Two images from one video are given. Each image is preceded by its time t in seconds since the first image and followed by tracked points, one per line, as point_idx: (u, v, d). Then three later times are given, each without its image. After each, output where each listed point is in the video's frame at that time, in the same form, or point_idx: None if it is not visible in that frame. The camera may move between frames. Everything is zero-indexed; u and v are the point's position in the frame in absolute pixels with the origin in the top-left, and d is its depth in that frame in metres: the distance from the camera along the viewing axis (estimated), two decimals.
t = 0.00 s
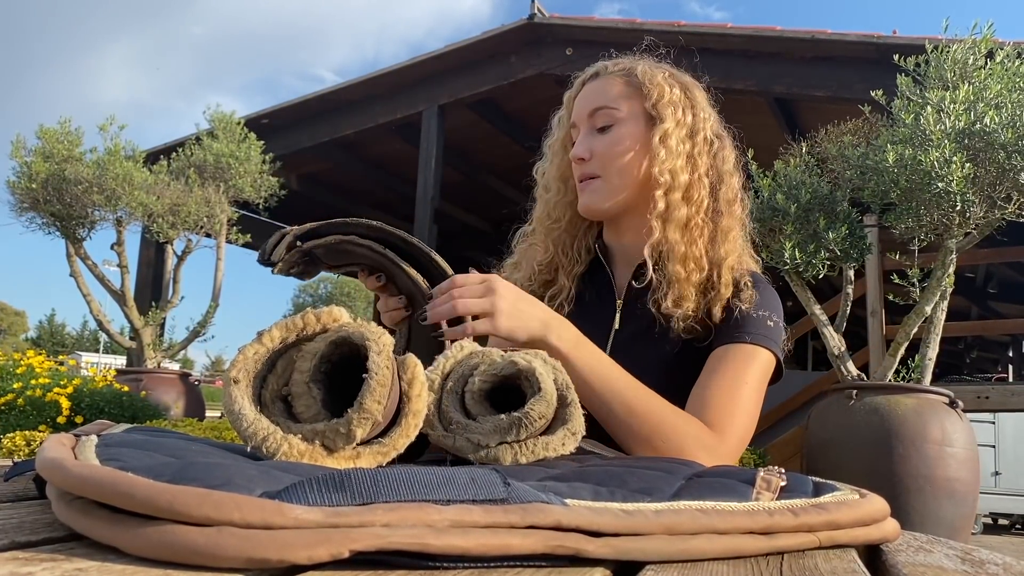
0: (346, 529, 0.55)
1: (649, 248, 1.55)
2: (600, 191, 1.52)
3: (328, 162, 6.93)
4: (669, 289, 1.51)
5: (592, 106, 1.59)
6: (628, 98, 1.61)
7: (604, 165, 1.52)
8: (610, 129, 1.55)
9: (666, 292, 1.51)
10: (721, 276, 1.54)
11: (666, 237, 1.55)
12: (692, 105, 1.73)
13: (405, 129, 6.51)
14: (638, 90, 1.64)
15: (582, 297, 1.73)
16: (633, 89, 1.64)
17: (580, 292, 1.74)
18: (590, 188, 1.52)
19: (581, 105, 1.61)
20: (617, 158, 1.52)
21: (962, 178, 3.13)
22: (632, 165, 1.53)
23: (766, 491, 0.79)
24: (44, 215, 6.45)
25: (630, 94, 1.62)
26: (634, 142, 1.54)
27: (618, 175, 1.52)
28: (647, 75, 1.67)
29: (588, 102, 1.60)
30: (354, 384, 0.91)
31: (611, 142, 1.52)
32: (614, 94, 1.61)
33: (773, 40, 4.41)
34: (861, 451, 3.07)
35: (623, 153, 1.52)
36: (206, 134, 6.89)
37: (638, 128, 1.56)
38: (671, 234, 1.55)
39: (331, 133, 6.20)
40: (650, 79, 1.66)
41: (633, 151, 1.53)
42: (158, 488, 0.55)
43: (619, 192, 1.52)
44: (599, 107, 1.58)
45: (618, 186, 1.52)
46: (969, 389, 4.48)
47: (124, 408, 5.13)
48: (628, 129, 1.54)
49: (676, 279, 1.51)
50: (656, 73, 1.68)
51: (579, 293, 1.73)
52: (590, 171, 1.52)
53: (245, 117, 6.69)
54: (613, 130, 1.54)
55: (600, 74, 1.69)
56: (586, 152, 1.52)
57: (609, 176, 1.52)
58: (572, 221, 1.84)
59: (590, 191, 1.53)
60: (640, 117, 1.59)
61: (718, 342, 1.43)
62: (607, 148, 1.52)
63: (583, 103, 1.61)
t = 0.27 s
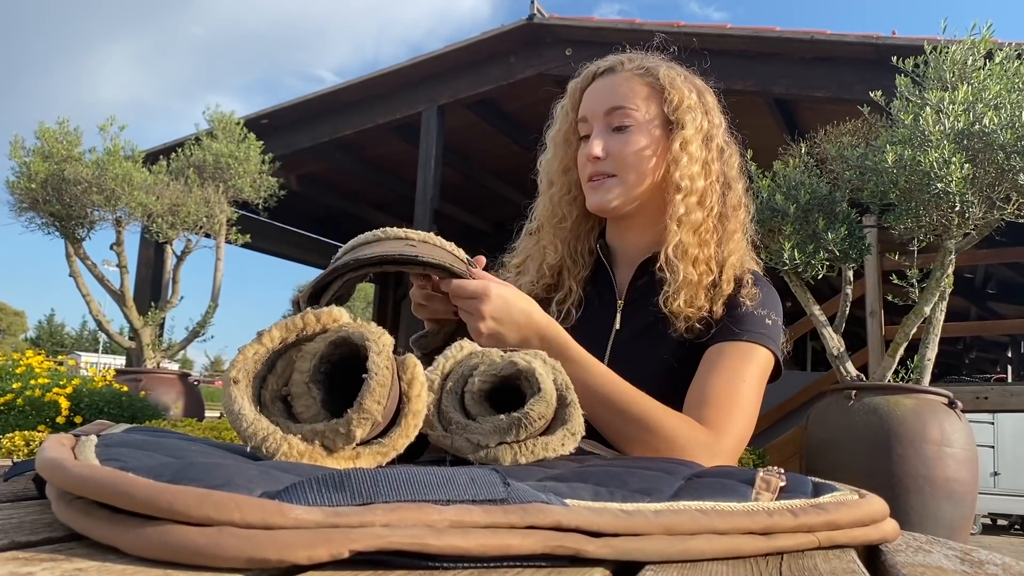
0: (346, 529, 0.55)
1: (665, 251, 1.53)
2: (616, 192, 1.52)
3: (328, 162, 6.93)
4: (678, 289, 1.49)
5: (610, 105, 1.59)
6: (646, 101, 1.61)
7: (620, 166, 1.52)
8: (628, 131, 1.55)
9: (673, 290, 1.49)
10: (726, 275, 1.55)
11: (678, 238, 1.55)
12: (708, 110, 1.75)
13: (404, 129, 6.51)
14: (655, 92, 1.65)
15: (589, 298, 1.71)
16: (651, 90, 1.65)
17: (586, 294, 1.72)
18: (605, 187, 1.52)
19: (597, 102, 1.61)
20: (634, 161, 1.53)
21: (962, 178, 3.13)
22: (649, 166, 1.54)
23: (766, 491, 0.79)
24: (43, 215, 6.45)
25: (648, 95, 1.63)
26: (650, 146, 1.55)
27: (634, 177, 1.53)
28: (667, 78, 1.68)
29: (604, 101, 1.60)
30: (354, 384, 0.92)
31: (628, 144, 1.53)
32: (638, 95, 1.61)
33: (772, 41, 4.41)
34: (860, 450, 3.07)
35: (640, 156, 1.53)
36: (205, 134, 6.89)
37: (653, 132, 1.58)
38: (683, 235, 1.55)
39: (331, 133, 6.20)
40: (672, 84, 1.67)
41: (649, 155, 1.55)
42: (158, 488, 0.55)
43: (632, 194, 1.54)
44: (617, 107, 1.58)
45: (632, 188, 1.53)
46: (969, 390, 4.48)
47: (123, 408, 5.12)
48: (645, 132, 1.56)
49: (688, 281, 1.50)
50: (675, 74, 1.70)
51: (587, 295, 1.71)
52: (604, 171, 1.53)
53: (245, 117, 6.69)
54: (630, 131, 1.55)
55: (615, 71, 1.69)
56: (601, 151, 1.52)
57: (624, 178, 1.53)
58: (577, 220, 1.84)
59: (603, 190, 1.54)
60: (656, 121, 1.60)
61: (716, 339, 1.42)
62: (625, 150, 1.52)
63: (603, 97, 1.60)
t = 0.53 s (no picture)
0: (345, 529, 0.55)
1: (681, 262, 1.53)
2: (643, 197, 1.50)
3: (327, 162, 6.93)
4: (693, 297, 1.48)
5: (654, 104, 1.52)
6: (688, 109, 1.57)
7: (654, 170, 1.49)
8: (667, 133, 1.50)
9: (687, 296, 1.47)
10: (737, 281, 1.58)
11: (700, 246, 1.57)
12: (735, 118, 1.78)
13: (404, 129, 6.51)
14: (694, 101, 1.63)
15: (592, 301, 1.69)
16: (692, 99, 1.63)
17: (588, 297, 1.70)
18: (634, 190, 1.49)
19: (637, 97, 1.53)
20: (669, 167, 1.50)
21: (961, 179, 3.13)
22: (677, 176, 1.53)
23: (765, 491, 0.79)
24: (42, 215, 6.45)
25: (688, 101, 1.59)
26: (684, 155, 1.53)
27: (663, 183, 1.51)
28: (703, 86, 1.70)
29: (648, 98, 1.53)
30: (354, 383, 0.91)
31: (668, 149, 1.49)
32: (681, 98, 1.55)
33: (771, 41, 4.41)
34: (860, 450, 3.08)
35: (675, 164, 1.50)
36: (204, 135, 6.89)
37: (688, 141, 1.55)
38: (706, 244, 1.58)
39: (330, 133, 6.20)
40: (711, 95, 1.70)
41: (681, 164, 1.53)
42: (157, 486, 0.55)
43: (656, 200, 1.52)
44: (662, 107, 1.51)
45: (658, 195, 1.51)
46: (968, 390, 4.48)
47: (123, 407, 5.09)
48: (684, 139, 1.52)
49: (700, 290, 1.49)
50: (713, 88, 1.72)
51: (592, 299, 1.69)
52: (638, 172, 1.49)
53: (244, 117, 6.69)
54: (670, 135, 1.50)
55: (656, 68, 1.62)
56: (639, 152, 1.47)
57: (654, 182, 1.50)
58: (589, 214, 1.80)
59: (632, 191, 1.49)
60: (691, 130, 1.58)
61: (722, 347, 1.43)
62: (663, 156, 1.48)
63: (645, 95, 1.54)
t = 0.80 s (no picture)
0: (343, 529, 0.55)
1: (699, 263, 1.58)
2: (671, 199, 1.48)
3: (326, 162, 6.92)
4: (712, 301, 1.50)
5: (695, 109, 1.52)
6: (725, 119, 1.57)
7: (685, 172, 1.48)
8: (703, 139, 1.51)
9: (705, 301, 1.50)
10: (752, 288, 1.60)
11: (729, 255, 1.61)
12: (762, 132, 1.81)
13: (403, 129, 6.51)
14: (731, 113, 1.64)
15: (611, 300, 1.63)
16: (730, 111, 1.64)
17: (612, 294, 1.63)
18: (662, 190, 1.48)
19: (678, 100, 1.54)
20: (700, 172, 1.49)
21: (960, 179, 3.14)
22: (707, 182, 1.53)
23: (764, 491, 0.79)
24: (41, 215, 6.44)
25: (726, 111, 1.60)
26: (716, 163, 1.53)
27: (692, 188, 1.50)
28: (741, 98, 1.70)
29: (689, 103, 1.53)
30: (353, 384, 0.91)
31: (702, 155, 1.49)
32: (721, 106, 1.56)
33: (770, 42, 4.42)
34: (859, 450, 3.08)
35: (706, 171, 1.50)
36: (204, 135, 6.89)
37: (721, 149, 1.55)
38: (737, 254, 1.62)
39: (329, 134, 6.20)
40: (748, 109, 1.71)
41: (711, 172, 1.52)
42: (155, 487, 0.55)
43: (683, 203, 1.51)
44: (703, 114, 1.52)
45: (685, 198, 1.50)
46: (967, 391, 4.49)
47: (121, 408, 5.09)
48: (718, 148, 1.52)
49: (724, 297, 1.52)
50: (749, 102, 1.73)
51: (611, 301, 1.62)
52: (669, 172, 1.48)
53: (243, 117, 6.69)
54: (705, 141, 1.50)
55: (698, 73, 1.62)
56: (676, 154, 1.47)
57: (685, 185, 1.49)
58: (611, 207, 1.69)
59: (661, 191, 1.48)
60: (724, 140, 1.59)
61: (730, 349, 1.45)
62: (696, 161, 1.48)
63: (683, 96, 1.55)
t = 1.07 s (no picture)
0: (342, 529, 0.55)
1: (702, 273, 1.57)
2: (676, 206, 1.50)
3: (326, 163, 6.92)
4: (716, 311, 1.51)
5: (709, 115, 1.52)
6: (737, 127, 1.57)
7: (694, 179, 1.48)
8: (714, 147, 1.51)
9: (707, 311, 1.50)
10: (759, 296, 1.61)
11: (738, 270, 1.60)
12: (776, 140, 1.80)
13: (402, 129, 6.51)
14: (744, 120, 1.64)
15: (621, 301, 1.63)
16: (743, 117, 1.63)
17: (620, 297, 1.63)
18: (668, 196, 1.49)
19: (692, 104, 1.53)
20: (708, 180, 1.50)
21: (960, 180, 3.14)
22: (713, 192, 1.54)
23: (763, 491, 0.79)
24: (41, 215, 6.44)
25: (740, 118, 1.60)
26: (725, 172, 1.53)
27: (698, 197, 1.51)
28: (755, 106, 1.70)
29: (704, 107, 1.53)
30: (352, 384, 0.91)
31: (713, 162, 1.49)
32: (735, 115, 1.56)
33: (770, 41, 4.42)
34: (859, 451, 3.08)
35: (715, 179, 1.51)
36: (203, 134, 6.89)
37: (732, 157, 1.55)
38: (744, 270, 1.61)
39: (329, 134, 6.19)
40: (761, 117, 1.70)
41: (719, 180, 1.53)
42: (153, 487, 0.55)
43: (688, 211, 1.52)
44: (716, 120, 1.51)
45: (691, 205, 1.51)
46: (966, 391, 4.49)
47: (121, 408, 5.09)
48: (728, 156, 1.53)
49: (727, 306, 1.52)
50: (763, 109, 1.72)
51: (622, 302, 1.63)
52: (677, 178, 1.48)
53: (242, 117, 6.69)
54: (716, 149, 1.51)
55: (717, 77, 1.61)
56: (685, 159, 1.47)
57: (691, 193, 1.50)
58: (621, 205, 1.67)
59: (666, 197, 1.49)
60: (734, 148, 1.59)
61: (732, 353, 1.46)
62: (706, 168, 1.49)
63: (699, 100, 1.54)
